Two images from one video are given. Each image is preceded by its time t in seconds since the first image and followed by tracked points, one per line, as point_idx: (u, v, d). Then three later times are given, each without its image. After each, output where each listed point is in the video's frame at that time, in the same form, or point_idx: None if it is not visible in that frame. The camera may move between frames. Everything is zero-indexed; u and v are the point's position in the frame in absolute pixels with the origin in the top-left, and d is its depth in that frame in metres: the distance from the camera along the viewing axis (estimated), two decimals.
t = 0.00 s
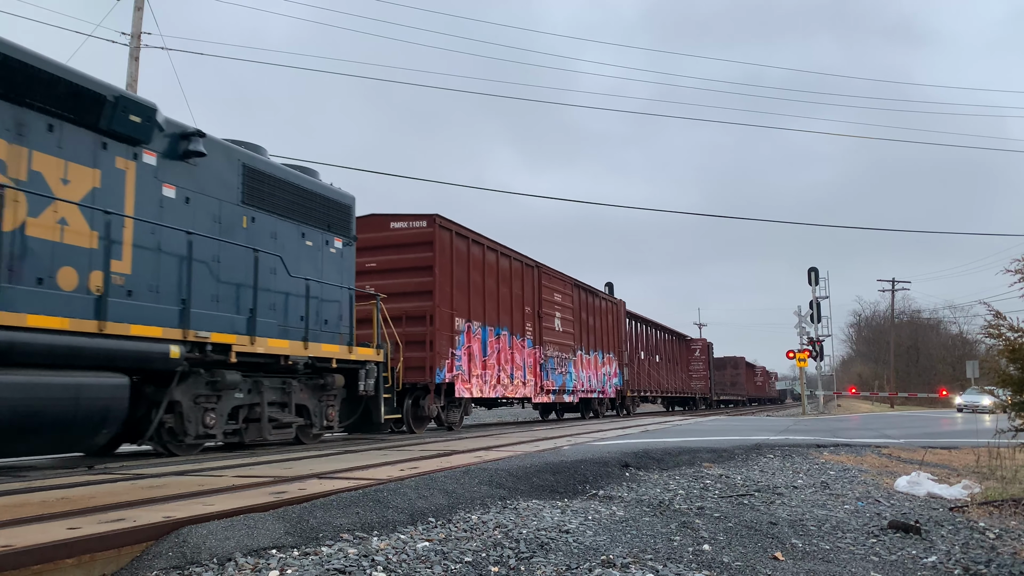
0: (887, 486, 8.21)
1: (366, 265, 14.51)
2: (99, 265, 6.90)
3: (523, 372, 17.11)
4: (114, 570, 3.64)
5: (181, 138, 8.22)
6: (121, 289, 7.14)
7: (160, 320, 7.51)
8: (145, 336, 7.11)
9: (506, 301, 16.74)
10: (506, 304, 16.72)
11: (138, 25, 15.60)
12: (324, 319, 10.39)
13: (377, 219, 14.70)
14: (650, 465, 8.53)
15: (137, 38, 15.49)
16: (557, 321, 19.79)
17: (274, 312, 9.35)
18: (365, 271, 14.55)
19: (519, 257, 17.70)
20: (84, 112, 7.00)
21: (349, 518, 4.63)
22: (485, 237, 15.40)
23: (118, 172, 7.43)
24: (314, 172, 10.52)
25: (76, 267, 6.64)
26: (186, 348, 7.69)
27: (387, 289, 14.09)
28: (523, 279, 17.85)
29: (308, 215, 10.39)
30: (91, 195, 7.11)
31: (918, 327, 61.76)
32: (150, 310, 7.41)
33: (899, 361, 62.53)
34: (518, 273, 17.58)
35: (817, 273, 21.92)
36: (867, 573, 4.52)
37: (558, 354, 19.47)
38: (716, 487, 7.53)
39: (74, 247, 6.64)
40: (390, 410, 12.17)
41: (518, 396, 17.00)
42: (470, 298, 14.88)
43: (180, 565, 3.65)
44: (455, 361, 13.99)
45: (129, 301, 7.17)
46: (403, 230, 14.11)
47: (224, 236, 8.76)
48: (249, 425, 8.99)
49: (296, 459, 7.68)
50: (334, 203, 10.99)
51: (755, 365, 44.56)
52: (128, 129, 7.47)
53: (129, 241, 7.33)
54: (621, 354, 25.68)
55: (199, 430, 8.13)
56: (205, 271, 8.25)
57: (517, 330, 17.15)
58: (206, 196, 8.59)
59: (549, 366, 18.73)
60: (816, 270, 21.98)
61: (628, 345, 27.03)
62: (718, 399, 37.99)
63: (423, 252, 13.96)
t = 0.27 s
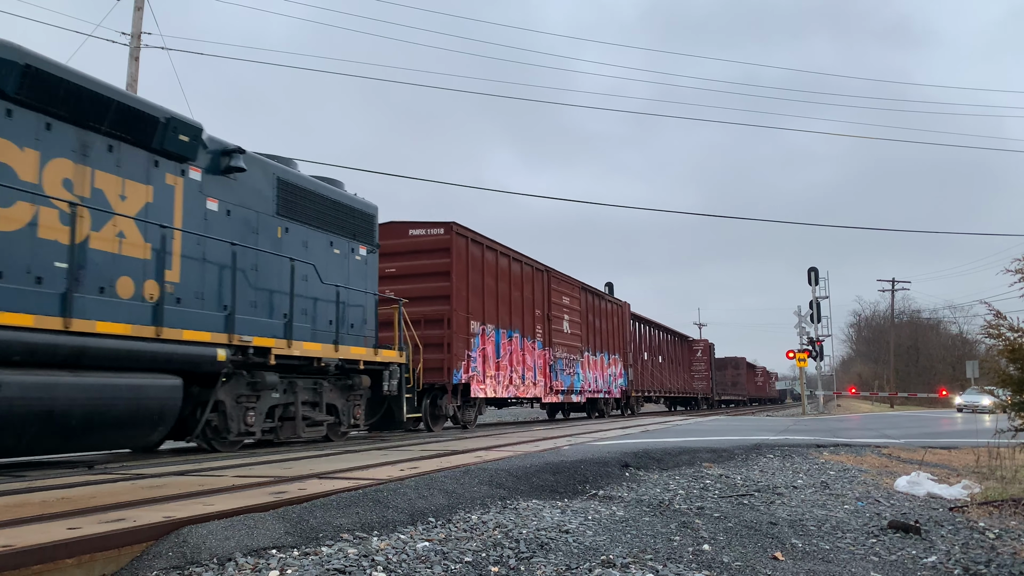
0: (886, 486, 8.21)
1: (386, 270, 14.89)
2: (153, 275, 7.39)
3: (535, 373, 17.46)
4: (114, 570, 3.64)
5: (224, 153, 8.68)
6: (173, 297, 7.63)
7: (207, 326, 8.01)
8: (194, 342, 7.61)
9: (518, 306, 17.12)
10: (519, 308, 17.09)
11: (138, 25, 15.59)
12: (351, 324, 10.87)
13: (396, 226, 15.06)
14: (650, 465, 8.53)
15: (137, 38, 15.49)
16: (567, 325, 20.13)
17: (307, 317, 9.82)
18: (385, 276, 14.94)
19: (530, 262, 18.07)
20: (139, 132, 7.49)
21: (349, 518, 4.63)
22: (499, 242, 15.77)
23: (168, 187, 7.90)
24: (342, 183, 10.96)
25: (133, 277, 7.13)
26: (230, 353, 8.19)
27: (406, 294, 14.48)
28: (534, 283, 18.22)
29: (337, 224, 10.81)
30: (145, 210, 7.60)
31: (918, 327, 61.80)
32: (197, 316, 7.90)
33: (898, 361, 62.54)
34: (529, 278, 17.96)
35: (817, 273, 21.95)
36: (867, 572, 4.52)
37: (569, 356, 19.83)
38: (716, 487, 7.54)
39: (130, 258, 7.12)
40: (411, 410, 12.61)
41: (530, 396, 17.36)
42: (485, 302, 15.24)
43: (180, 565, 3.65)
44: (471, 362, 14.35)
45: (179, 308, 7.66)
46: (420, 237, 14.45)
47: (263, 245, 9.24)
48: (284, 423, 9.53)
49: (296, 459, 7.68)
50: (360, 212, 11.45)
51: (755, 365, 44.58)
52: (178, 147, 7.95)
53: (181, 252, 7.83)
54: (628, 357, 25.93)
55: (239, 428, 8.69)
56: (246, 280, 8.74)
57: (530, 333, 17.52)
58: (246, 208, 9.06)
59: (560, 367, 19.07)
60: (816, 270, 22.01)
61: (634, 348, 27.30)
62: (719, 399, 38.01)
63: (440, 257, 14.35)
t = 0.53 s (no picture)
0: (886, 486, 8.21)
1: (405, 276, 15.48)
2: (199, 283, 7.94)
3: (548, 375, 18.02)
4: (114, 570, 3.64)
5: (259, 167, 9.22)
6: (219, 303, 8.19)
7: (249, 330, 8.56)
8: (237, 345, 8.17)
9: (531, 309, 17.70)
10: (530, 312, 17.65)
11: (138, 25, 15.59)
12: (374, 327, 11.41)
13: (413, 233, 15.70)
14: (650, 465, 8.53)
15: (137, 38, 15.49)
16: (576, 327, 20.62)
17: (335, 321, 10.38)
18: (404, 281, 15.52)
19: (541, 266, 18.61)
20: (185, 150, 8.05)
21: (349, 518, 4.63)
22: (512, 248, 16.34)
23: (211, 200, 8.46)
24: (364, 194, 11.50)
25: (183, 285, 7.70)
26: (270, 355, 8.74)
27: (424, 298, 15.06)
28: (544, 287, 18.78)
29: (360, 233, 11.39)
30: (191, 222, 8.16)
31: (918, 327, 61.80)
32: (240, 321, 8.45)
33: (899, 360, 62.54)
34: (540, 283, 18.51)
35: (817, 273, 21.96)
36: (867, 573, 4.52)
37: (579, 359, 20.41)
38: (716, 487, 7.54)
39: (179, 267, 7.68)
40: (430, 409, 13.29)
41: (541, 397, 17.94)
42: (499, 306, 15.81)
43: (180, 565, 3.65)
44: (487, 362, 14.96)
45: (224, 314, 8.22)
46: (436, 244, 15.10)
47: (295, 254, 9.80)
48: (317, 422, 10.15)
49: (296, 459, 7.68)
50: (380, 221, 12.00)
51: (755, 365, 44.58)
52: (220, 163, 8.52)
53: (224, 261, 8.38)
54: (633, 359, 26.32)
55: (277, 426, 9.26)
56: (282, 287, 9.29)
57: (542, 336, 18.11)
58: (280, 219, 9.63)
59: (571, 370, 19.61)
60: (816, 270, 22.00)
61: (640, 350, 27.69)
62: (720, 399, 38.01)
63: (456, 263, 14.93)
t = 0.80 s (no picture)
0: (886, 486, 8.21)
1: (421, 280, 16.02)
2: (237, 290, 8.64)
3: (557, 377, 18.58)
4: (114, 570, 3.64)
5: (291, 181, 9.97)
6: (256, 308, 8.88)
7: (283, 334, 9.25)
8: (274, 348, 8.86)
9: (540, 312, 18.28)
10: (540, 315, 18.21)
11: (138, 25, 15.60)
12: (394, 330, 12.10)
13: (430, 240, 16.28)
14: (650, 465, 8.53)
15: (137, 38, 15.50)
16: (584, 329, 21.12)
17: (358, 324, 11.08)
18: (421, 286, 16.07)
19: (549, 271, 19.16)
20: (226, 166, 8.77)
21: (349, 518, 4.63)
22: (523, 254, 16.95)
23: (249, 213, 9.17)
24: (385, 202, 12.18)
25: (224, 292, 8.40)
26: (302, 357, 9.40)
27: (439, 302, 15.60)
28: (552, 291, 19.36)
29: (380, 241, 12.15)
30: (231, 232, 8.86)
31: (919, 327, 61.80)
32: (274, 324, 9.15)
33: (899, 360, 62.54)
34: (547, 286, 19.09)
35: (817, 273, 21.95)
36: (867, 573, 4.52)
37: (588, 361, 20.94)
38: (716, 487, 7.54)
39: (220, 275, 8.39)
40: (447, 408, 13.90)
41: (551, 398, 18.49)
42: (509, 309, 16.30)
43: (180, 565, 3.65)
44: (500, 364, 15.51)
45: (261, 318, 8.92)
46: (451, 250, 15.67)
47: (323, 261, 10.50)
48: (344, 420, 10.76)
49: (295, 459, 7.69)
50: (400, 229, 12.74)
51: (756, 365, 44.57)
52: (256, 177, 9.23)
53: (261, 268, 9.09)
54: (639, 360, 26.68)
55: (309, 423, 9.86)
56: (312, 292, 9.98)
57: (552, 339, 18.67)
58: (309, 227, 10.33)
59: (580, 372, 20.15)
60: (816, 270, 21.99)
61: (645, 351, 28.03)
62: (721, 399, 38.01)
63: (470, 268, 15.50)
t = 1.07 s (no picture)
0: (886, 486, 8.21)
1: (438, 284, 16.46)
2: (273, 296, 9.22)
3: (568, 378, 19.04)
4: (114, 570, 3.64)
5: (320, 192, 10.57)
6: (291, 313, 9.46)
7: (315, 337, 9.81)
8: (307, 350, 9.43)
9: (551, 315, 18.78)
10: (551, 318, 18.70)
11: (138, 25, 15.60)
12: (414, 333, 12.66)
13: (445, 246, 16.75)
14: (650, 466, 8.53)
15: (137, 39, 15.50)
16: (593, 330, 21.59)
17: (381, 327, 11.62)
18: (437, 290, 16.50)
19: (558, 274, 19.61)
20: (262, 179, 9.35)
21: (349, 518, 4.63)
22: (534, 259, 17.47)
23: (282, 223, 9.77)
24: (405, 210, 12.74)
25: (261, 298, 8.99)
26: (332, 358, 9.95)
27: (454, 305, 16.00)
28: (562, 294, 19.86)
29: (402, 247, 12.75)
30: (267, 242, 9.46)
31: (919, 327, 61.81)
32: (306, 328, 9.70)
33: (899, 361, 62.56)
34: (557, 289, 19.59)
35: (817, 273, 21.97)
36: (867, 573, 4.52)
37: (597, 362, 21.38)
38: (716, 487, 7.54)
39: (257, 282, 8.98)
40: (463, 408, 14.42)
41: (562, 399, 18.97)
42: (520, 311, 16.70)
43: (180, 565, 3.65)
44: (512, 364, 16.01)
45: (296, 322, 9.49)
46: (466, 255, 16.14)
47: (348, 268, 11.06)
48: (369, 419, 11.32)
49: (295, 459, 7.69)
50: (419, 236, 13.35)
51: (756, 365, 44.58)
52: (289, 189, 9.82)
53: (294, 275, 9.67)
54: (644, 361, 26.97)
55: (337, 422, 10.40)
56: (339, 297, 10.54)
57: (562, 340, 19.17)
58: (335, 236, 10.91)
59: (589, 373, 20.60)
60: (816, 270, 22.00)
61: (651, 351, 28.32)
62: (722, 399, 38.04)
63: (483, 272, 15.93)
